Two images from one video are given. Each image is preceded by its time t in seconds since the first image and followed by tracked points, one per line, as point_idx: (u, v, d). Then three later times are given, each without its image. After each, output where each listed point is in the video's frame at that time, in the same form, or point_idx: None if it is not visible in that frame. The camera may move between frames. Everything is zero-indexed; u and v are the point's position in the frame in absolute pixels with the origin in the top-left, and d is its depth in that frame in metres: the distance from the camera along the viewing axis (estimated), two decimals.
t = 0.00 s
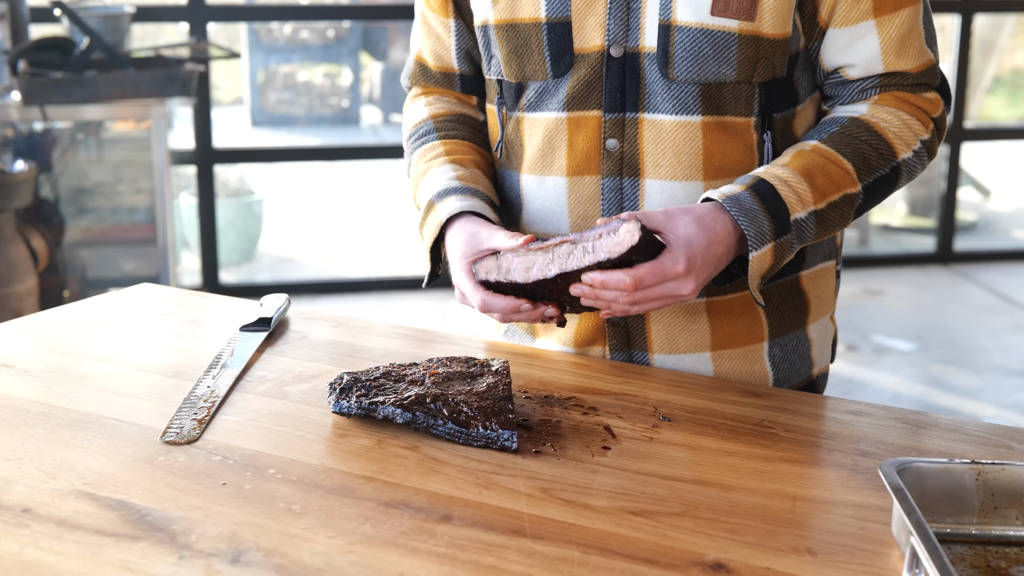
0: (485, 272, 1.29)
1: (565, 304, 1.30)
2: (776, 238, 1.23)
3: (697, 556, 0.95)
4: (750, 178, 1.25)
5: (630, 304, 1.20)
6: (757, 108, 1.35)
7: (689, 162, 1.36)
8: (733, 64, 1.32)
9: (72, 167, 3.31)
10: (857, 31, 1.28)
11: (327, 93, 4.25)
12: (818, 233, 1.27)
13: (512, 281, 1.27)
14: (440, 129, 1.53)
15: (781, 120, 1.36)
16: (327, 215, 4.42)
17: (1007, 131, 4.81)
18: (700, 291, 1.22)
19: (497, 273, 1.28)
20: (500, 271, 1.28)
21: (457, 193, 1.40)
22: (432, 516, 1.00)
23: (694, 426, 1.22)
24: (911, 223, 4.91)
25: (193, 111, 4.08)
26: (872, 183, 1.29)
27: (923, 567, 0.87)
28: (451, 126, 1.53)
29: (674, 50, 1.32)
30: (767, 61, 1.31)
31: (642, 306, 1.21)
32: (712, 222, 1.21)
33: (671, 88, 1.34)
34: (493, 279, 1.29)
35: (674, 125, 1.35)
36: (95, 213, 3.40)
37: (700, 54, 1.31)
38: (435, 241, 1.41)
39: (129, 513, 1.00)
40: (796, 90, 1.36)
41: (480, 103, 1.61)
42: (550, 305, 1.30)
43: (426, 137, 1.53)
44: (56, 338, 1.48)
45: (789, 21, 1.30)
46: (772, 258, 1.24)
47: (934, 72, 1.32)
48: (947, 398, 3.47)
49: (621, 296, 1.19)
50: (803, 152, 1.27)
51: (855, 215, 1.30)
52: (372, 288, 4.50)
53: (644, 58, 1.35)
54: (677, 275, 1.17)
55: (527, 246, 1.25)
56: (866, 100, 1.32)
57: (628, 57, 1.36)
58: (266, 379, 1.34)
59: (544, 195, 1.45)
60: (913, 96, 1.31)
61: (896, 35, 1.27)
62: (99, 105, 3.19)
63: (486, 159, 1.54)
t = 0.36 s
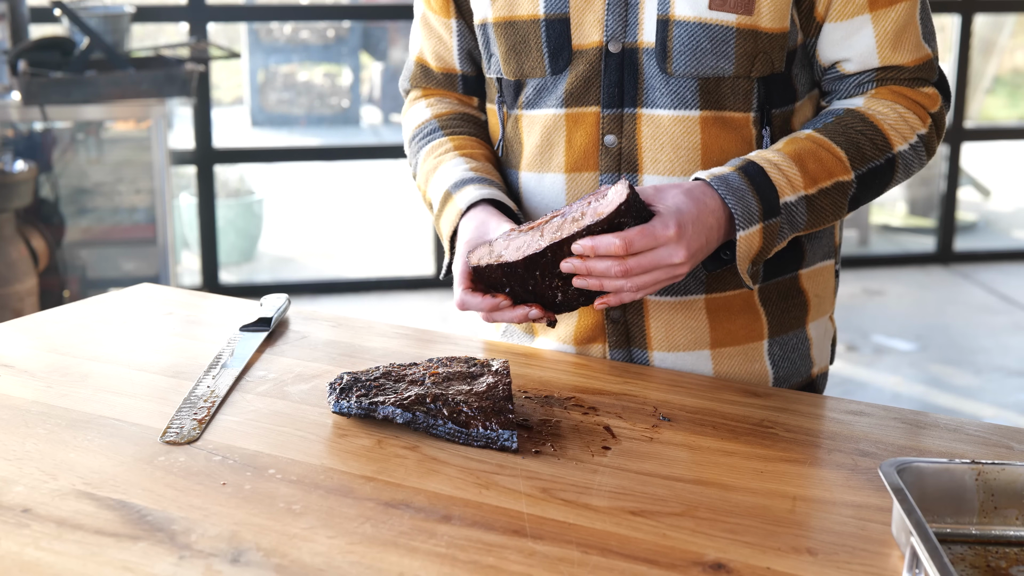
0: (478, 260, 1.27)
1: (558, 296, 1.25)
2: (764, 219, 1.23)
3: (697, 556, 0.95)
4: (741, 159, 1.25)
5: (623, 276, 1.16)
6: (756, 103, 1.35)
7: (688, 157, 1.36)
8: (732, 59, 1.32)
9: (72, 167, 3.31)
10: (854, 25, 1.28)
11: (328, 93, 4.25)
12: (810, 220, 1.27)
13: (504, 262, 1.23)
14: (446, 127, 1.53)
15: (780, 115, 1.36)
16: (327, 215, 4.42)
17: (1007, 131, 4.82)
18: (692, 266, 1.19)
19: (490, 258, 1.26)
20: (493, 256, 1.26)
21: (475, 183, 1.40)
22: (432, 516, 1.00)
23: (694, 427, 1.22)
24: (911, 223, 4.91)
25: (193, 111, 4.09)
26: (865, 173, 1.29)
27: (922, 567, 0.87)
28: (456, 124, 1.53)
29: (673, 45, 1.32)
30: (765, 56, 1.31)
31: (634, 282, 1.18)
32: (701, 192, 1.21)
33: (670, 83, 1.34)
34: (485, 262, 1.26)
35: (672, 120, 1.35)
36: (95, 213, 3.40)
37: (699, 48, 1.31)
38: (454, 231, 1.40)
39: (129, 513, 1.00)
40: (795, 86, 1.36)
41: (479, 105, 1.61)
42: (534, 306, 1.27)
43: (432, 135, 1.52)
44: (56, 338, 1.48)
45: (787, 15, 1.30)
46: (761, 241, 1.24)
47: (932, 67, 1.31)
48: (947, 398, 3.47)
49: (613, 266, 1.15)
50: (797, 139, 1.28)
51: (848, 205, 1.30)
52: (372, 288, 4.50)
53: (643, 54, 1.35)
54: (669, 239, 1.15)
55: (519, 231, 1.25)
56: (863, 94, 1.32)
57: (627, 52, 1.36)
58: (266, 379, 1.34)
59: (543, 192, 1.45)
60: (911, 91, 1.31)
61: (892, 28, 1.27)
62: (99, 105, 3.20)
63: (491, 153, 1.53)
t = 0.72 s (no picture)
0: (478, 279, 1.28)
1: (560, 300, 1.25)
2: (758, 214, 1.22)
3: (697, 556, 0.95)
4: (735, 155, 1.25)
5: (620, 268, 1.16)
6: (756, 108, 1.35)
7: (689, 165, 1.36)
8: (731, 65, 1.32)
9: (73, 168, 3.31)
10: (851, 27, 1.28)
11: (328, 93, 4.25)
12: (805, 216, 1.27)
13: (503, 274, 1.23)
14: (449, 135, 1.52)
15: (779, 119, 1.37)
16: (327, 215, 4.42)
17: (1007, 131, 4.82)
18: (689, 255, 1.18)
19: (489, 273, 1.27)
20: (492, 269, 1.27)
21: (496, 194, 1.40)
22: (432, 516, 1.00)
23: (694, 427, 1.23)
24: (911, 223, 4.91)
25: (193, 111, 4.09)
26: (862, 171, 1.28)
27: (923, 567, 0.87)
28: (459, 131, 1.53)
29: (671, 53, 1.33)
30: (764, 62, 1.31)
31: (632, 275, 1.17)
32: (693, 184, 1.21)
33: (669, 92, 1.34)
34: (485, 280, 1.26)
35: (672, 129, 1.35)
36: (96, 213, 3.40)
37: (697, 56, 1.31)
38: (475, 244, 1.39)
39: (129, 513, 1.00)
40: (794, 88, 1.37)
41: (478, 110, 1.61)
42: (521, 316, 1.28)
43: (437, 144, 1.51)
44: (56, 338, 1.48)
45: (785, 20, 1.30)
46: (754, 236, 1.23)
47: (931, 65, 1.31)
48: (947, 398, 3.47)
49: (610, 258, 1.15)
50: (794, 135, 1.28)
51: (846, 202, 1.29)
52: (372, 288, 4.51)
53: (642, 62, 1.35)
54: (663, 227, 1.15)
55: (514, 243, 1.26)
56: (862, 93, 1.32)
57: (626, 61, 1.36)
58: (266, 379, 1.34)
59: (546, 200, 1.45)
60: (909, 88, 1.31)
61: (889, 29, 1.27)
62: (99, 105, 3.20)
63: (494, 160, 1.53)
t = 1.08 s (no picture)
0: (476, 277, 1.27)
1: (560, 295, 1.25)
2: (757, 209, 1.22)
3: (697, 556, 0.95)
4: (735, 150, 1.25)
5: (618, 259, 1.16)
6: (757, 108, 1.35)
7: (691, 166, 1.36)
8: (732, 66, 1.31)
9: (72, 167, 3.31)
10: (852, 25, 1.28)
11: (328, 93, 4.25)
12: (806, 211, 1.27)
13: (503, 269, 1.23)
14: (449, 136, 1.52)
15: (781, 119, 1.37)
16: (327, 215, 4.42)
17: (1007, 131, 4.82)
18: (687, 246, 1.18)
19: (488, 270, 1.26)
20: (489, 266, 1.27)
21: (495, 194, 1.40)
22: (432, 516, 1.00)
23: (694, 426, 1.22)
24: (911, 223, 4.91)
25: (193, 111, 4.09)
26: (864, 167, 1.28)
27: (923, 567, 0.87)
28: (459, 133, 1.53)
29: (672, 54, 1.32)
30: (766, 62, 1.31)
31: (630, 266, 1.17)
32: (691, 178, 1.21)
33: (670, 92, 1.34)
34: (484, 276, 1.25)
35: (673, 130, 1.35)
36: (96, 213, 3.40)
37: (698, 57, 1.31)
38: (473, 244, 1.39)
39: (129, 513, 1.00)
40: (796, 89, 1.37)
41: (479, 112, 1.62)
42: (523, 313, 1.28)
43: (437, 145, 1.51)
44: (56, 338, 1.48)
45: (786, 20, 1.30)
46: (754, 231, 1.23)
47: (934, 62, 1.31)
48: (947, 398, 3.46)
49: (607, 248, 1.15)
50: (795, 130, 1.28)
51: (847, 198, 1.29)
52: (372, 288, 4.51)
53: (643, 63, 1.35)
54: (659, 217, 1.15)
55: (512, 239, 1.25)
56: (865, 90, 1.32)
57: (627, 62, 1.36)
58: (266, 379, 1.34)
59: (548, 202, 1.45)
60: (912, 85, 1.31)
61: (890, 26, 1.27)
62: (99, 105, 3.20)
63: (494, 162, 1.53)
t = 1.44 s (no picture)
0: (471, 275, 1.27)
1: (554, 292, 1.26)
2: (754, 200, 1.22)
3: (697, 556, 0.95)
4: (732, 140, 1.24)
5: (610, 264, 1.17)
6: (748, 103, 1.34)
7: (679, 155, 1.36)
8: (723, 57, 1.32)
9: (72, 167, 3.31)
10: (844, 25, 1.28)
11: (327, 93, 4.25)
12: (800, 204, 1.27)
13: (494, 271, 1.23)
14: (440, 123, 1.52)
15: (772, 115, 1.36)
16: (328, 215, 4.41)
17: (1007, 131, 4.81)
18: (681, 247, 1.18)
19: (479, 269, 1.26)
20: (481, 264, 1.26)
21: (471, 181, 1.40)
22: (432, 516, 1.00)
23: (694, 427, 1.22)
24: (911, 223, 4.91)
25: (193, 111, 4.09)
26: (855, 163, 1.28)
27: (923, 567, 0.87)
28: (451, 121, 1.53)
29: (664, 43, 1.33)
30: (757, 55, 1.31)
31: (623, 269, 1.18)
32: (685, 174, 1.20)
33: (661, 81, 1.34)
34: (479, 275, 1.25)
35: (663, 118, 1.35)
36: (95, 213, 3.40)
37: (689, 46, 1.31)
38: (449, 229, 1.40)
39: (129, 513, 1.00)
40: (787, 86, 1.37)
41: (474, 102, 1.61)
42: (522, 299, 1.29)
43: (427, 132, 1.52)
44: (56, 338, 1.48)
45: (779, 13, 1.30)
46: (750, 221, 1.23)
47: (923, 67, 1.31)
48: (947, 398, 3.46)
49: (600, 254, 1.16)
50: (789, 125, 1.28)
51: (837, 195, 1.29)
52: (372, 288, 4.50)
53: (634, 51, 1.35)
54: (651, 222, 1.15)
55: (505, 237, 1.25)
56: (854, 89, 1.32)
57: (618, 50, 1.36)
58: (266, 379, 1.34)
59: (535, 188, 1.45)
60: (900, 87, 1.30)
61: (883, 28, 1.27)
62: (99, 105, 3.20)
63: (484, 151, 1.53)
